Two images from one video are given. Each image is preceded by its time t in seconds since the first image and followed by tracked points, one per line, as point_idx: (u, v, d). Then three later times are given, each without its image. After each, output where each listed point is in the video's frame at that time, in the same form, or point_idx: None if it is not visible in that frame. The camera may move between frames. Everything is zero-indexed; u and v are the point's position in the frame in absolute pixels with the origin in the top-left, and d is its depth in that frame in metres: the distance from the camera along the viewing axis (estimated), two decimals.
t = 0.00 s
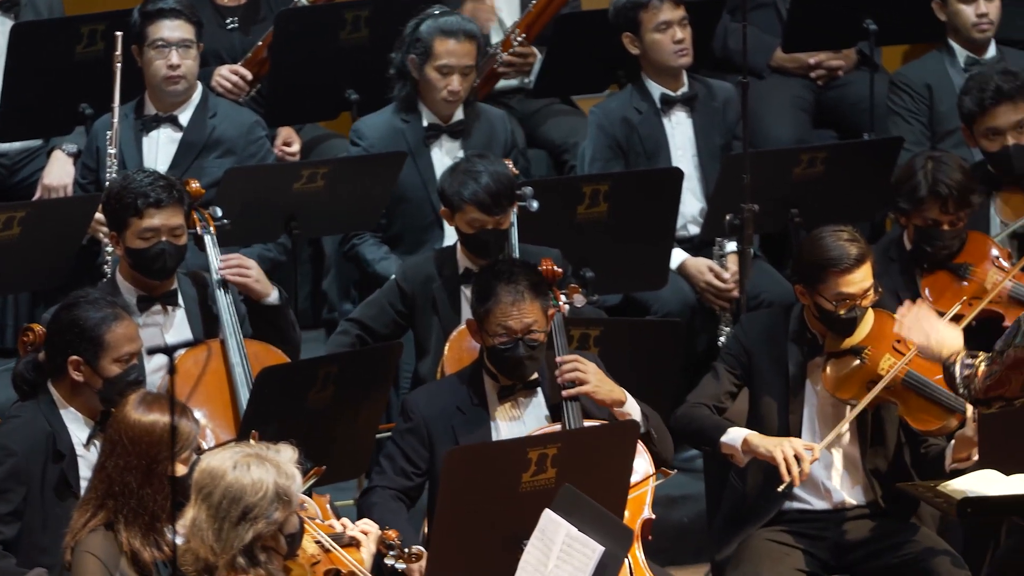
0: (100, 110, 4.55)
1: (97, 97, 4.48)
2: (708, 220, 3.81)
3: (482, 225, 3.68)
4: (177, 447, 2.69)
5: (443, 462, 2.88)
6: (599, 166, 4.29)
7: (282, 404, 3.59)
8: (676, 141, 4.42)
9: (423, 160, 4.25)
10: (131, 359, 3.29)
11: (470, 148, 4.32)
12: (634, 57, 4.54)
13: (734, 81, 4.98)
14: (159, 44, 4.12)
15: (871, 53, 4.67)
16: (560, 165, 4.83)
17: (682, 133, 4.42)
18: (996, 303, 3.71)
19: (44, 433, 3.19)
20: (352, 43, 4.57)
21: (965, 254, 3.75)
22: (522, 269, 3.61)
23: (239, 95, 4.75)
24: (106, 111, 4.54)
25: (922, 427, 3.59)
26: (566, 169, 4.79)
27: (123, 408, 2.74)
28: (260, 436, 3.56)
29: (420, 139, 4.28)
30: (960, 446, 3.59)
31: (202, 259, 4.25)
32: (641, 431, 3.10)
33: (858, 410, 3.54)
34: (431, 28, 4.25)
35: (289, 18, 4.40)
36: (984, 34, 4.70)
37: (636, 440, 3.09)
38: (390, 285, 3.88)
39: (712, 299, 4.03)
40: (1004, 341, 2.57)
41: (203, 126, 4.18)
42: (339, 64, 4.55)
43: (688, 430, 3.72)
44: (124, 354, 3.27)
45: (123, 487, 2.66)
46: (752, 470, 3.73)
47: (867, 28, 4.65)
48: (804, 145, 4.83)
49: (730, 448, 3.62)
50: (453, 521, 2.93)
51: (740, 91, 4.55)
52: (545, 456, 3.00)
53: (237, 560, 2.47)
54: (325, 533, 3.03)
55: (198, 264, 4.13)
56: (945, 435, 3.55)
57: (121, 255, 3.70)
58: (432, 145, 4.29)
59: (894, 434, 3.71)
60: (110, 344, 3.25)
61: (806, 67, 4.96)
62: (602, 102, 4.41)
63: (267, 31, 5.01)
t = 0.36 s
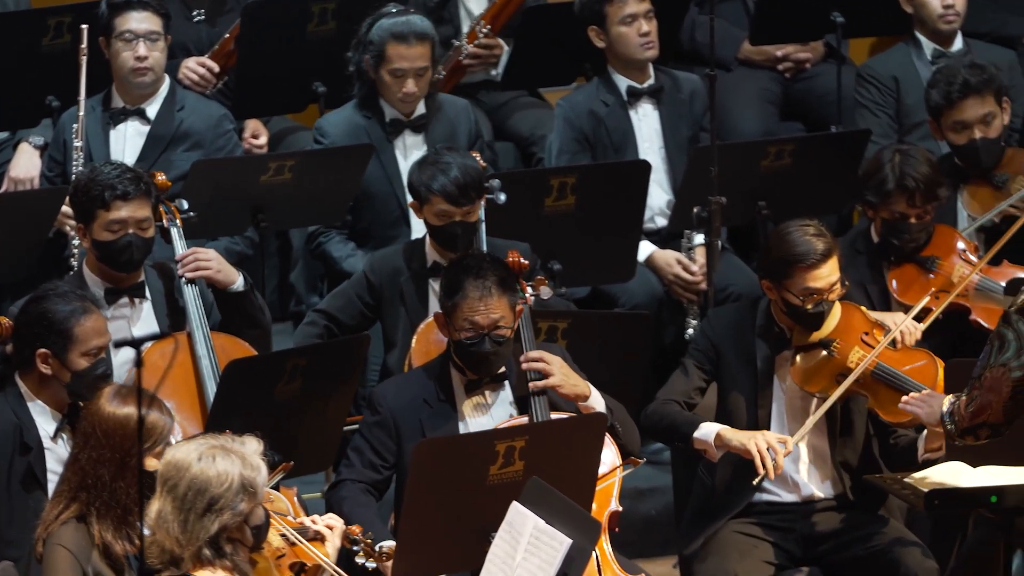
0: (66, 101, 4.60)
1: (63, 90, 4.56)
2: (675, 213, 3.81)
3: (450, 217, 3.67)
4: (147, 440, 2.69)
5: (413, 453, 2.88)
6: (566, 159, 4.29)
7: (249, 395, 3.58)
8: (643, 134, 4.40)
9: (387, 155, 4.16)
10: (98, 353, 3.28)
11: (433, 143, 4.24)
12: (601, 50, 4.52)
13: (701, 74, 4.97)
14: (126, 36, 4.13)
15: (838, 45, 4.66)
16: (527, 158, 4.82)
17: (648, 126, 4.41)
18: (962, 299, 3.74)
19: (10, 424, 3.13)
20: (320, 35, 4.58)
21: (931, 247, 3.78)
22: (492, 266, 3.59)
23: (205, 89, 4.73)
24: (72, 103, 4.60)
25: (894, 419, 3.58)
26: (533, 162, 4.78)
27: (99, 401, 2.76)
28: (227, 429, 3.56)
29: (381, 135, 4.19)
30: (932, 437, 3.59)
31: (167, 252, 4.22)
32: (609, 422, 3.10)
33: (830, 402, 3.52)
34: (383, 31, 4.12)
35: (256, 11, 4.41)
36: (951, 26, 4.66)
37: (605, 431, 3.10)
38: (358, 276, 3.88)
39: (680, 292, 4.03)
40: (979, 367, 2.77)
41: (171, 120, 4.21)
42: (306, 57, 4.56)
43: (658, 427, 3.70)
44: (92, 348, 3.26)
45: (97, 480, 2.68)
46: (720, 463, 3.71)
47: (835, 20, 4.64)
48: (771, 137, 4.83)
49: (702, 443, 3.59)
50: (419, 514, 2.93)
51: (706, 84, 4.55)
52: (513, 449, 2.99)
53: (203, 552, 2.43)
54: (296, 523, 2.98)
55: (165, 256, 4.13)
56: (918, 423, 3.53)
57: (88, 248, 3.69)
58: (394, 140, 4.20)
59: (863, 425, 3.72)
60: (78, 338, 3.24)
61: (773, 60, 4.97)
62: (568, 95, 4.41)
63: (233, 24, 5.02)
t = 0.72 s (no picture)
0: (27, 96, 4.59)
1: (22, 85, 4.58)
2: (637, 207, 3.81)
3: (411, 212, 3.66)
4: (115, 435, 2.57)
5: (374, 446, 2.87)
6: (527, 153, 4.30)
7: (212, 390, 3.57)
8: (605, 128, 4.40)
9: (351, 148, 4.17)
10: (62, 350, 3.28)
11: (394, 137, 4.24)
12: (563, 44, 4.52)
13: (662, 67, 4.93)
14: (87, 31, 4.13)
15: (800, 39, 4.66)
16: (489, 151, 4.82)
17: (610, 120, 4.41)
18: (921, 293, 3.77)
19: None
20: (281, 29, 4.57)
21: (890, 242, 3.80)
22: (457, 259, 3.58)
23: (166, 83, 4.74)
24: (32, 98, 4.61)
25: (856, 412, 3.64)
26: (494, 156, 4.78)
27: (65, 396, 2.63)
28: (190, 425, 3.55)
29: (345, 130, 4.19)
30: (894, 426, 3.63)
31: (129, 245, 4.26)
32: (570, 418, 3.11)
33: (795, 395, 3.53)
34: (342, 29, 4.12)
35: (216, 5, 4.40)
36: (912, 20, 4.68)
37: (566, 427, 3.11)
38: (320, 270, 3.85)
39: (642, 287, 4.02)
40: (946, 377, 2.90)
41: (132, 114, 4.22)
42: (267, 51, 4.55)
43: (625, 426, 3.65)
44: (54, 344, 3.26)
45: (63, 474, 2.53)
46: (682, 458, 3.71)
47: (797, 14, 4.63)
48: (732, 132, 4.82)
49: (670, 440, 3.55)
50: (380, 511, 2.92)
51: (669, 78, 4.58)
52: (475, 443, 3.00)
53: (159, 550, 2.41)
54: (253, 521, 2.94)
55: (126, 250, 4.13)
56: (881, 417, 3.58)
57: (49, 243, 3.67)
58: (358, 133, 4.20)
59: (823, 421, 3.71)
60: (41, 334, 3.22)
61: (734, 54, 4.95)
62: (531, 89, 4.41)
63: (194, 16, 5.01)
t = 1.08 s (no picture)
0: None
1: None
2: (598, 204, 3.81)
3: (367, 215, 3.66)
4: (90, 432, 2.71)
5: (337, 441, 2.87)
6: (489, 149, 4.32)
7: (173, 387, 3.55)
8: (567, 126, 4.44)
9: (314, 146, 4.17)
10: (22, 346, 3.26)
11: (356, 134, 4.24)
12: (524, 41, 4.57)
13: (625, 65, 4.94)
14: (48, 28, 4.19)
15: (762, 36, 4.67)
16: (450, 149, 4.81)
17: (572, 117, 4.44)
18: (880, 289, 3.81)
19: None
20: (244, 25, 4.58)
21: (849, 238, 3.83)
22: (419, 258, 3.57)
23: (127, 81, 4.73)
24: None
25: (813, 409, 3.64)
26: (456, 153, 4.79)
27: (32, 393, 2.69)
28: (150, 422, 3.54)
29: (308, 127, 4.19)
30: (850, 425, 3.61)
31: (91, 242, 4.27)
32: (532, 413, 3.09)
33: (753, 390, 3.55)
34: (311, 28, 4.14)
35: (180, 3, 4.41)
36: (872, 17, 4.72)
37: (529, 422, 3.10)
38: (282, 266, 3.86)
39: (603, 284, 4.07)
40: (910, 383, 2.86)
41: (92, 111, 4.26)
42: (230, 48, 4.56)
43: (578, 416, 3.69)
44: (14, 340, 3.24)
45: (34, 471, 2.58)
46: (643, 454, 3.69)
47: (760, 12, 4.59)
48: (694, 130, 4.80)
49: (618, 433, 3.59)
50: (341, 508, 2.92)
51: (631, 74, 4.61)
52: (437, 440, 3.00)
53: (112, 553, 2.40)
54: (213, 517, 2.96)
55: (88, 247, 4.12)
56: (838, 415, 3.59)
57: (9, 239, 3.64)
58: (324, 132, 4.20)
59: (785, 419, 3.69)
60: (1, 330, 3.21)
61: (696, 51, 4.96)
62: (493, 86, 4.42)
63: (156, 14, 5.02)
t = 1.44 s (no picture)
0: None
1: None
2: (565, 202, 3.82)
3: (339, 211, 3.66)
4: (65, 424, 2.76)
5: (303, 438, 2.85)
6: (455, 147, 4.33)
7: (140, 385, 3.53)
8: (533, 123, 4.44)
9: (284, 146, 4.17)
10: None
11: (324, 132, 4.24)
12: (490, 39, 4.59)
13: (591, 62, 4.94)
14: (14, 25, 4.20)
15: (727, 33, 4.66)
16: (418, 146, 4.82)
17: (539, 115, 4.45)
18: (847, 286, 3.85)
19: None
20: (211, 23, 4.59)
21: (815, 235, 3.87)
22: (387, 258, 3.58)
23: (93, 79, 4.75)
24: None
25: (784, 399, 3.70)
26: (423, 151, 4.78)
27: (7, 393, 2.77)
28: (116, 421, 3.52)
29: (277, 127, 4.18)
30: (824, 411, 3.64)
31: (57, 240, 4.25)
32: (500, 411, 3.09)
33: (722, 386, 3.57)
34: (292, 36, 4.06)
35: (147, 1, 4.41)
36: (838, 14, 4.73)
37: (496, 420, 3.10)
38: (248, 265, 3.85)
39: (570, 281, 4.07)
40: (879, 384, 2.80)
41: (58, 108, 4.29)
42: (196, 46, 4.57)
43: (556, 422, 3.66)
44: None
45: (8, 467, 2.62)
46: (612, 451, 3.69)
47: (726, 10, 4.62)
48: (660, 128, 4.79)
49: (600, 433, 3.56)
50: (309, 507, 2.91)
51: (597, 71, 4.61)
52: (403, 438, 2.98)
53: (81, 550, 2.40)
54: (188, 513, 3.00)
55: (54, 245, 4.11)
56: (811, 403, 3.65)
57: None
58: (292, 131, 4.19)
59: (755, 412, 3.68)
60: None
61: (662, 49, 4.96)
62: (459, 84, 4.44)
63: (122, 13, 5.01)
